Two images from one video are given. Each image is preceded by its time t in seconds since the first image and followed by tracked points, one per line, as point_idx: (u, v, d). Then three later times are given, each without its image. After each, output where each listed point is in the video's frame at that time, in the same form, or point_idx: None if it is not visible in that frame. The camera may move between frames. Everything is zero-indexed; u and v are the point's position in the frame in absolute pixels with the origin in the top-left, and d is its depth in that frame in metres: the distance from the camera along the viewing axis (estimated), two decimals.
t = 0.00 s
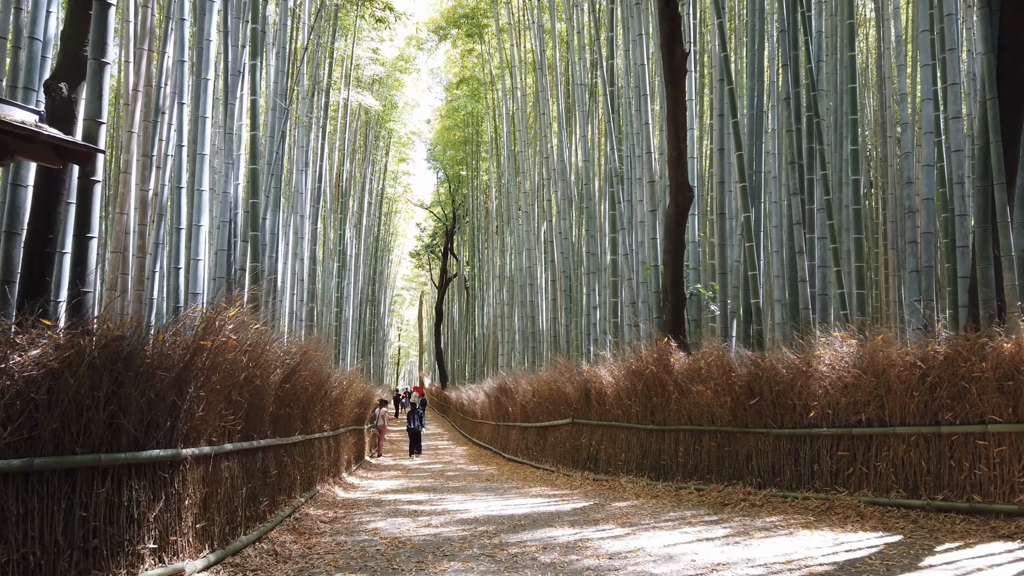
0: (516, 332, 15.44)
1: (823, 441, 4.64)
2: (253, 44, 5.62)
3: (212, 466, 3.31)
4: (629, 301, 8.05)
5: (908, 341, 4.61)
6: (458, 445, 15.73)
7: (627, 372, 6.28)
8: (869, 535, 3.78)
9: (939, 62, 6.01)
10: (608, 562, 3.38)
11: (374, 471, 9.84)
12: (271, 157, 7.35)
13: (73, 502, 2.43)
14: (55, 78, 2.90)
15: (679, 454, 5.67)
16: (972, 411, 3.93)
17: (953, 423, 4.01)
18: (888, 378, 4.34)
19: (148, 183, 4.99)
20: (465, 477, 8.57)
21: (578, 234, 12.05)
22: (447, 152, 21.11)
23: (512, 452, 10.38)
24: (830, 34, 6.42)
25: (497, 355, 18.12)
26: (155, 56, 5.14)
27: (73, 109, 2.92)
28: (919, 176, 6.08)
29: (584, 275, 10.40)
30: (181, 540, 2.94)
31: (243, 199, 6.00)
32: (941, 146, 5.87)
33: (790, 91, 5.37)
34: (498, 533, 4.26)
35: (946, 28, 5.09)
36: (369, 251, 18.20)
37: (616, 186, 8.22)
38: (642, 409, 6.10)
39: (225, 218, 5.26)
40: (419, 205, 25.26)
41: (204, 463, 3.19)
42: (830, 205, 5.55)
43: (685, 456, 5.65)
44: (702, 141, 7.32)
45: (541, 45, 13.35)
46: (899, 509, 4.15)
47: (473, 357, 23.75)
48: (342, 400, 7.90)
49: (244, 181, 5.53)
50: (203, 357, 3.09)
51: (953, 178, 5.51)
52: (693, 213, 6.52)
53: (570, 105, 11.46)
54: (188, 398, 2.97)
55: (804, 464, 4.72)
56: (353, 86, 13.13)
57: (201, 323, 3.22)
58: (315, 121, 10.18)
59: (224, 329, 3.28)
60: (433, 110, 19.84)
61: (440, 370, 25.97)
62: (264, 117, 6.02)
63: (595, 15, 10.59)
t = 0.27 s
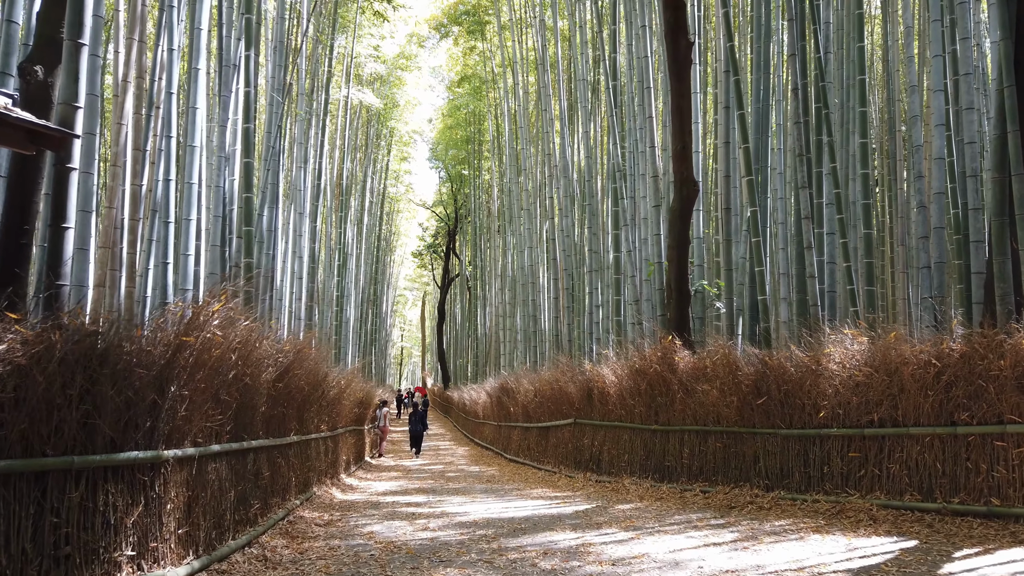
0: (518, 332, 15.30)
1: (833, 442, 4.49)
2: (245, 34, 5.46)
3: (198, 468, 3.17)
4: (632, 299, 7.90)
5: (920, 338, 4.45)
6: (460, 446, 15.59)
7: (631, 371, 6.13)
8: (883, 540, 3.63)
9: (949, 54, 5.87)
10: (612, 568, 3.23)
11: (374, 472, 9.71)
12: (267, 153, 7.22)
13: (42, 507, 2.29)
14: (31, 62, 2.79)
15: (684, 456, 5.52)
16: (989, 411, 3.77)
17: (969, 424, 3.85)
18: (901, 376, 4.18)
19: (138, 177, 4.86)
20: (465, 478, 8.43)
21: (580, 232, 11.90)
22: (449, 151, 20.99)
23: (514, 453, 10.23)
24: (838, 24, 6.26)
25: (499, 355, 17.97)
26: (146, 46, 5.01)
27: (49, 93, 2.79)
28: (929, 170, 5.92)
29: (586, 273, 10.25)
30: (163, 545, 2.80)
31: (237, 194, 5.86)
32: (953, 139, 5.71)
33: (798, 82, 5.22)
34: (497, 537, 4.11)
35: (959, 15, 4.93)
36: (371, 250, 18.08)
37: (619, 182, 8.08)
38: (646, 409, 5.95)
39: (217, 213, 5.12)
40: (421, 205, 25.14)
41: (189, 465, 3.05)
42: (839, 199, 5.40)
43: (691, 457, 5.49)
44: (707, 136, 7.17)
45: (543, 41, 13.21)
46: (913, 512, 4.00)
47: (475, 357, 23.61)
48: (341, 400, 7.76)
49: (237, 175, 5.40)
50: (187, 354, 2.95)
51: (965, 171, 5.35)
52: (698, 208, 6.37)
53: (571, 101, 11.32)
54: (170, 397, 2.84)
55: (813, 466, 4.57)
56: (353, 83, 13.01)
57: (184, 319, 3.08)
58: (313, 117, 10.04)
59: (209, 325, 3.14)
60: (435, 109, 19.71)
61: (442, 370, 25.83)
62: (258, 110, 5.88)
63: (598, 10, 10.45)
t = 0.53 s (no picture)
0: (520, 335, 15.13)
1: (847, 450, 4.31)
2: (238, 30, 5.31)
3: (181, 479, 3.01)
4: (636, 302, 7.74)
5: (938, 342, 4.27)
6: (463, 451, 15.41)
7: (635, 376, 5.96)
8: (901, 553, 3.46)
9: (963, 49, 5.70)
10: None
11: (374, 478, 9.55)
12: (263, 153, 7.07)
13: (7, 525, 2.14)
14: (2, 52, 2.65)
15: (691, 463, 5.35)
16: (1012, 419, 3.60)
17: (990, 432, 3.67)
18: (919, 382, 4.00)
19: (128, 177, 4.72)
20: (467, 485, 8.26)
21: (583, 234, 11.73)
22: (451, 153, 20.85)
23: (516, 458, 10.06)
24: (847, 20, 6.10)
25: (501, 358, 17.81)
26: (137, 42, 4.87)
27: (21, 85, 2.65)
28: (943, 168, 5.74)
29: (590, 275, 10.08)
30: (142, 563, 2.64)
31: (230, 194, 5.71)
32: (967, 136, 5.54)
33: (808, 77, 5.05)
34: (496, 550, 3.95)
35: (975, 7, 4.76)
36: (372, 253, 17.94)
37: (623, 182, 7.92)
38: (652, 415, 5.79)
39: (209, 213, 4.97)
40: (424, 208, 25.01)
41: (171, 477, 2.89)
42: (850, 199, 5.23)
43: (698, 465, 5.33)
44: (713, 135, 7.00)
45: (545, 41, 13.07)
46: (931, 524, 3.83)
47: (478, 361, 23.43)
48: (339, 405, 7.61)
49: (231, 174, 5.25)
50: (168, 360, 2.79)
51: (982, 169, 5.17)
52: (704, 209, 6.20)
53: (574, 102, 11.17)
54: (150, 406, 2.68)
55: (826, 475, 4.40)
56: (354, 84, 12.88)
57: (166, 323, 2.93)
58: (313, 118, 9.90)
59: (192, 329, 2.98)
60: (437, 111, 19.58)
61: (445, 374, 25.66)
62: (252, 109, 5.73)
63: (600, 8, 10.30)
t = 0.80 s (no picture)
0: (524, 338, 14.97)
1: (863, 454, 4.13)
2: (234, 21, 5.17)
3: (165, 484, 2.85)
4: (642, 302, 7.58)
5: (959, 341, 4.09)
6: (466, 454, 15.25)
7: (643, 377, 5.80)
8: (924, 563, 3.29)
9: (980, 41, 5.53)
10: None
11: (375, 482, 9.40)
12: (262, 150, 6.93)
13: None
14: None
15: (700, 467, 5.19)
16: None
17: (1015, 435, 3.49)
18: (940, 382, 3.82)
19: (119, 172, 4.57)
20: (469, 489, 8.09)
21: (588, 235, 11.57)
22: (455, 155, 20.72)
23: (520, 462, 9.90)
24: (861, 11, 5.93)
25: (505, 361, 17.64)
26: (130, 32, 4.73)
27: None
28: (960, 163, 5.57)
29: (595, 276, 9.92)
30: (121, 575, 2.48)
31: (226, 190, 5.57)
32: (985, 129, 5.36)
33: (820, 69, 4.89)
34: (499, 558, 3.79)
35: None
36: (375, 255, 17.80)
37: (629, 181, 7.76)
38: (659, 418, 5.62)
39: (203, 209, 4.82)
40: (427, 210, 24.89)
41: (154, 482, 2.74)
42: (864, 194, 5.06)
43: (707, 469, 5.16)
44: (722, 130, 6.84)
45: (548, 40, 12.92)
46: (953, 532, 3.64)
47: (481, 364, 23.27)
48: (339, 408, 7.45)
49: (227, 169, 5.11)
50: (149, 358, 2.63)
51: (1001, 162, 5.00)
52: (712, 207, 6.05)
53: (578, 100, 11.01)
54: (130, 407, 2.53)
55: (841, 480, 4.23)
56: (356, 84, 12.76)
57: (149, 319, 2.78)
58: (314, 116, 9.76)
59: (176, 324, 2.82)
60: (440, 112, 19.45)
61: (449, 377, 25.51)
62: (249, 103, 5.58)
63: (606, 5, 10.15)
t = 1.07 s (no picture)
0: (527, 340, 14.79)
1: (880, 463, 3.95)
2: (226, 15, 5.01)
3: (143, 498, 2.69)
4: (648, 305, 7.41)
5: (980, 345, 3.90)
6: (468, 459, 15.08)
7: (649, 383, 5.63)
8: None
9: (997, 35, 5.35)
10: None
11: (375, 488, 9.23)
12: (258, 149, 6.77)
13: None
14: None
15: (709, 476, 5.01)
16: None
17: None
18: (961, 388, 3.61)
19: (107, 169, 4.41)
20: (471, 496, 7.91)
21: (591, 237, 11.39)
22: (457, 156, 20.58)
23: (522, 468, 9.73)
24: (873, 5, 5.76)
25: (507, 364, 17.46)
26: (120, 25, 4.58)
27: None
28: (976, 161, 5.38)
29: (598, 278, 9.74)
30: None
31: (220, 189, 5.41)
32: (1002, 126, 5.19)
33: (832, 63, 4.71)
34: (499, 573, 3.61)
35: None
36: (376, 257, 17.65)
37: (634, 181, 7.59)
38: (666, 425, 5.46)
39: (194, 208, 4.66)
40: (430, 212, 24.75)
41: (130, 496, 2.57)
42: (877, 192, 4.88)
43: (716, 478, 4.98)
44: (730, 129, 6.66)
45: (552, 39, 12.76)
46: (976, 545, 3.42)
47: (484, 367, 23.09)
48: (338, 413, 7.29)
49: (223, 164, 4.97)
50: (125, 363, 2.47)
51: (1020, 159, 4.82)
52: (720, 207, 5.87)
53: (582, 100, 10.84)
54: (104, 416, 2.37)
55: (857, 490, 4.04)
56: (357, 84, 12.61)
57: (125, 321, 2.61)
58: (313, 116, 9.61)
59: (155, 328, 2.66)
60: (442, 114, 19.31)
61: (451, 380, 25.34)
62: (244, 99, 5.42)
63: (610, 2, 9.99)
